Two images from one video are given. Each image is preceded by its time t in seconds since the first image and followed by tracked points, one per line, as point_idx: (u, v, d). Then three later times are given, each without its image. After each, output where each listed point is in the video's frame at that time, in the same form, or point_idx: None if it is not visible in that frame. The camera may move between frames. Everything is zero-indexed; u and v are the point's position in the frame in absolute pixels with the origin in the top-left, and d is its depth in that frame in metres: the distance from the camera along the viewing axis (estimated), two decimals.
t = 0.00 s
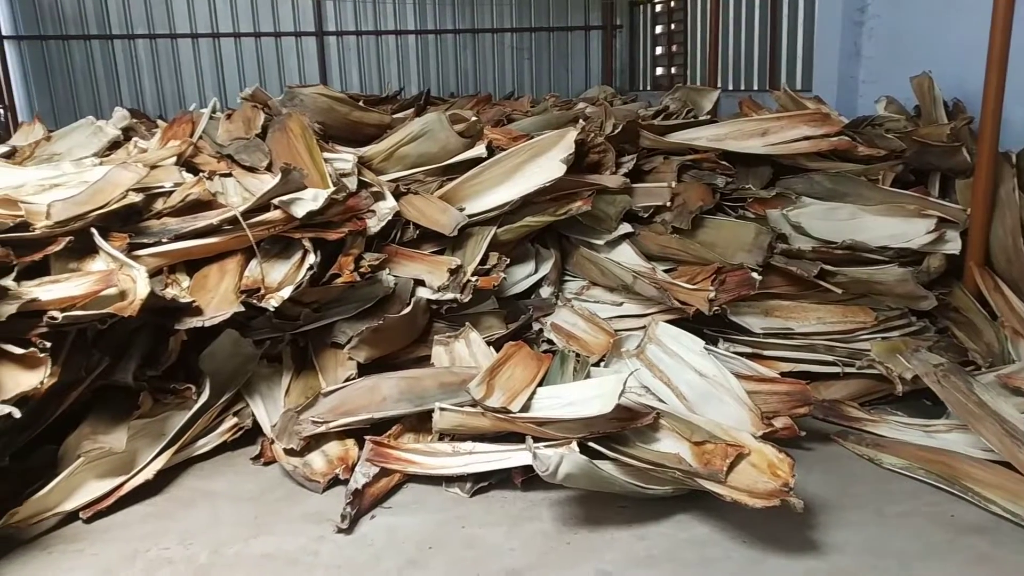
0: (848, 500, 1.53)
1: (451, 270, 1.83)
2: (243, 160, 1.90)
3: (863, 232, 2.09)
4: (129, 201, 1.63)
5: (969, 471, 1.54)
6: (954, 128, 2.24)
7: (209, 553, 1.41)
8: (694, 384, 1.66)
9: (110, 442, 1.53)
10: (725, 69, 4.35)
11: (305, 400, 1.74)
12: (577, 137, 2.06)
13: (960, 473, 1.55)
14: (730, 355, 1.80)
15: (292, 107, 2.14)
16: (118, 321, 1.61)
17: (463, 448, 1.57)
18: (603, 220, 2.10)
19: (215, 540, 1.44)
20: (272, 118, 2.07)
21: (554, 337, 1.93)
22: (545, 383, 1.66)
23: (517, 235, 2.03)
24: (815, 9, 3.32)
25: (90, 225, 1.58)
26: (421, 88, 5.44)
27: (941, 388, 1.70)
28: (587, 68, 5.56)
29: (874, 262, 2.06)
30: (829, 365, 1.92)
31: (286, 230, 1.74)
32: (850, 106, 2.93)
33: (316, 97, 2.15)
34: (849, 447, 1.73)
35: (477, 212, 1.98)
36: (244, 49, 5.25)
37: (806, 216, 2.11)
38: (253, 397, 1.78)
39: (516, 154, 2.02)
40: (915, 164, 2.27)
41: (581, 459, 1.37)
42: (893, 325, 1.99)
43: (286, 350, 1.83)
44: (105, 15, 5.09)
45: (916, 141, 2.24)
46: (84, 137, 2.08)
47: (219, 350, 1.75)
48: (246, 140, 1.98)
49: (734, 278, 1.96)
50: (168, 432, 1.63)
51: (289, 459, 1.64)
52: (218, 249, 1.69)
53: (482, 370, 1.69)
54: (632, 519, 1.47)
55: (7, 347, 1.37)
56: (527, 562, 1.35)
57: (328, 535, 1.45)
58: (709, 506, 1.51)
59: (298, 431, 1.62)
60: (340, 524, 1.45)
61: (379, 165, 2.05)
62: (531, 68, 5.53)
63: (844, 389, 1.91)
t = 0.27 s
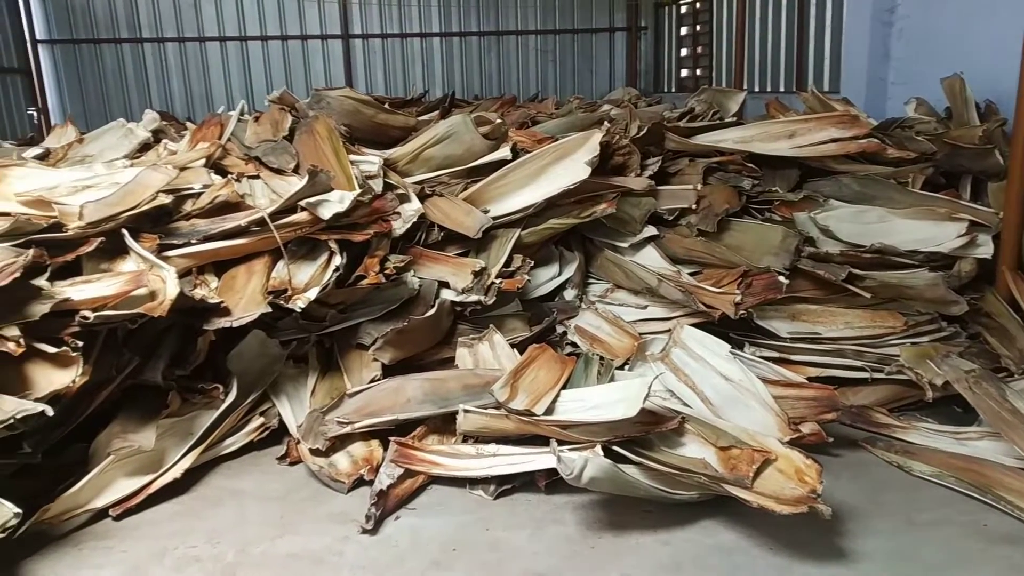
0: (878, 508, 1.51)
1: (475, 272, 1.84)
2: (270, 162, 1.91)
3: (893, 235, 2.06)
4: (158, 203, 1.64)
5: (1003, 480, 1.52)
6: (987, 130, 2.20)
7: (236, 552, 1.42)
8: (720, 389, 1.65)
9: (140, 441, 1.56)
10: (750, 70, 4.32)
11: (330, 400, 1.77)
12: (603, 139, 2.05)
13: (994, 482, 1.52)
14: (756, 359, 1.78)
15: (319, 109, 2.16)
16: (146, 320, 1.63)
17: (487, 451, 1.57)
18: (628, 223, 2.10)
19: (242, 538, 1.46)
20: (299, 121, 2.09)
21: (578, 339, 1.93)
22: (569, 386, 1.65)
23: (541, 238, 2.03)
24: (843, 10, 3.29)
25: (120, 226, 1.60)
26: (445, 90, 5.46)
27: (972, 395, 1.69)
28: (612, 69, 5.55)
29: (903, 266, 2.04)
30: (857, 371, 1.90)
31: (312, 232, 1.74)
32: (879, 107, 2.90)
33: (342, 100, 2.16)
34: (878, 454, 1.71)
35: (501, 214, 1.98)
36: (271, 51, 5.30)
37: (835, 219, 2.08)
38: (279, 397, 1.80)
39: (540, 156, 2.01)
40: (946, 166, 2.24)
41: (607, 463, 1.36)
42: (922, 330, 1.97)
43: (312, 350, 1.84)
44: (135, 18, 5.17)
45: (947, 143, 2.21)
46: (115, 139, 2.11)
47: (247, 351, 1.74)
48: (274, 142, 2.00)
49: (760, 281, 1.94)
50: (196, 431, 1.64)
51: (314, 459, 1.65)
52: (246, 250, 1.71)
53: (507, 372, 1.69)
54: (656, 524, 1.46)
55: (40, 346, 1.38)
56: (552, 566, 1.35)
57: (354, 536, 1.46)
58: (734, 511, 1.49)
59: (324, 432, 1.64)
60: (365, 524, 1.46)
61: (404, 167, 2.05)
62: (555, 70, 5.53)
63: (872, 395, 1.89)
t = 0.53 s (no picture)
0: (905, 517, 1.48)
1: (496, 275, 1.84)
2: (296, 165, 1.93)
3: (921, 241, 2.03)
4: (185, 206, 1.66)
5: None
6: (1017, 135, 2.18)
7: (259, 553, 1.43)
8: (744, 394, 1.63)
9: (165, 441, 1.57)
10: (775, 74, 4.29)
11: (352, 403, 1.77)
12: (626, 143, 2.04)
13: None
14: (781, 365, 1.76)
15: (343, 113, 2.18)
16: (172, 322, 1.65)
17: (509, 455, 1.57)
18: (651, 227, 2.09)
19: (265, 539, 1.47)
20: (323, 125, 2.11)
21: (600, 344, 1.94)
22: (590, 391, 1.65)
23: (564, 242, 2.03)
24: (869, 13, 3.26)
25: (148, 228, 1.61)
26: (467, 94, 5.48)
27: (1004, 403, 1.72)
28: (635, 73, 5.54)
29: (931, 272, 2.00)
30: (884, 378, 1.87)
31: (336, 235, 1.75)
32: (907, 111, 2.87)
33: (367, 105, 2.17)
34: (904, 462, 1.68)
35: (523, 218, 1.98)
36: (295, 56, 5.34)
37: (861, 224, 2.06)
38: (302, 399, 1.81)
39: (564, 159, 2.00)
40: (975, 172, 2.20)
41: (629, 469, 1.36)
42: (951, 337, 1.93)
43: (334, 353, 1.85)
44: (162, 24, 5.23)
45: (976, 148, 2.19)
46: (143, 143, 2.14)
47: (270, 352, 1.76)
48: (298, 146, 2.02)
49: (785, 286, 1.92)
50: (219, 432, 1.65)
51: (336, 461, 1.65)
52: (270, 253, 1.72)
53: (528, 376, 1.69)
54: (679, 531, 1.45)
55: (69, 347, 1.40)
56: (573, 571, 1.35)
57: (375, 538, 1.46)
58: (758, 519, 1.48)
59: (346, 433, 1.65)
60: (386, 527, 1.46)
61: (427, 171, 2.05)
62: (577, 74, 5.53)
63: (899, 402, 1.86)
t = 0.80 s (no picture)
0: (930, 529, 1.46)
1: (516, 281, 1.83)
2: (318, 171, 1.95)
3: (947, 248, 2.01)
4: (208, 211, 1.68)
5: None
6: None
7: (279, 556, 1.43)
8: (766, 402, 1.62)
9: (187, 443, 1.57)
10: (797, 79, 4.26)
11: (372, 407, 1.78)
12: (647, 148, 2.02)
13: None
14: (804, 373, 1.74)
15: (365, 118, 2.19)
16: (195, 325, 1.66)
17: (528, 461, 1.56)
18: (672, 233, 2.08)
19: (285, 543, 1.47)
20: (345, 130, 2.12)
21: (620, 350, 1.92)
22: (611, 398, 1.63)
23: (584, 247, 2.02)
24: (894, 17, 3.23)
25: (171, 232, 1.63)
26: (487, 99, 5.49)
27: None
28: (655, 78, 5.53)
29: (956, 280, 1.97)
30: (909, 388, 1.84)
31: (357, 240, 1.76)
32: (931, 117, 2.83)
33: (388, 110, 2.18)
34: (930, 473, 1.66)
35: (543, 223, 1.98)
36: (317, 61, 5.37)
37: (886, 230, 2.03)
38: (323, 403, 1.82)
39: (584, 165, 2.00)
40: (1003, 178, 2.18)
41: (650, 476, 1.35)
42: (977, 346, 1.91)
43: (355, 357, 1.86)
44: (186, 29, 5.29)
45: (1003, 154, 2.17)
46: (167, 147, 2.16)
47: (292, 356, 1.74)
48: (321, 151, 2.04)
49: (807, 293, 1.91)
50: (239, 436, 1.66)
51: (356, 465, 1.66)
52: (292, 258, 1.73)
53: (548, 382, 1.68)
54: (700, 540, 1.43)
55: (94, 350, 1.41)
56: None
57: (395, 543, 1.46)
58: (780, 528, 1.46)
59: (365, 438, 1.64)
60: (406, 532, 1.46)
61: (447, 176, 2.06)
62: (597, 78, 5.52)
63: (924, 412, 1.84)
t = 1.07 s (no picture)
0: (954, 538, 1.44)
1: (535, 283, 1.84)
2: (338, 173, 1.96)
3: (972, 253, 1.98)
4: (231, 213, 1.68)
5: None
6: None
7: (298, 557, 1.44)
8: (787, 408, 1.61)
9: (207, 444, 1.58)
10: (819, 82, 4.23)
11: (391, 408, 1.79)
12: (667, 152, 2.02)
13: None
14: (826, 379, 1.72)
15: (385, 121, 2.19)
16: (217, 326, 1.66)
17: (546, 464, 1.56)
18: (692, 236, 2.07)
19: (304, 543, 1.48)
20: (365, 133, 2.13)
21: (639, 355, 1.92)
22: (629, 402, 1.63)
23: (604, 250, 2.02)
24: (918, 20, 3.20)
25: (194, 233, 1.64)
26: (506, 102, 5.49)
27: None
28: (675, 81, 5.50)
29: (981, 286, 1.92)
30: (933, 395, 1.82)
31: (378, 242, 1.77)
32: (957, 120, 2.80)
33: (408, 112, 2.19)
34: (953, 481, 1.64)
35: (563, 226, 1.98)
36: (337, 64, 5.40)
37: (909, 235, 2.00)
38: (342, 404, 1.82)
39: (603, 168, 1.99)
40: None
41: (671, 482, 1.33)
42: (1002, 353, 1.88)
43: (374, 358, 1.87)
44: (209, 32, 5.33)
45: None
46: (190, 150, 2.18)
47: (312, 358, 1.75)
48: (341, 154, 2.05)
49: (830, 298, 1.88)
50: (259, 437, 1.67)
51: (375, 466, 1.66)
52: (313, 260, 1.75)
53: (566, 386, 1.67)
54: (720, 546, 1.42)
55: (117, 349, 1.42)
56: None
57: (413, 545, 1.46)
58: (801, 535, 1.45)
59: (385, 440, 1.64)
60: (424, 534, 1.46)
61: (467, 179, 2.06)
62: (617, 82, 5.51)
63: (947, 419, 1.82)
